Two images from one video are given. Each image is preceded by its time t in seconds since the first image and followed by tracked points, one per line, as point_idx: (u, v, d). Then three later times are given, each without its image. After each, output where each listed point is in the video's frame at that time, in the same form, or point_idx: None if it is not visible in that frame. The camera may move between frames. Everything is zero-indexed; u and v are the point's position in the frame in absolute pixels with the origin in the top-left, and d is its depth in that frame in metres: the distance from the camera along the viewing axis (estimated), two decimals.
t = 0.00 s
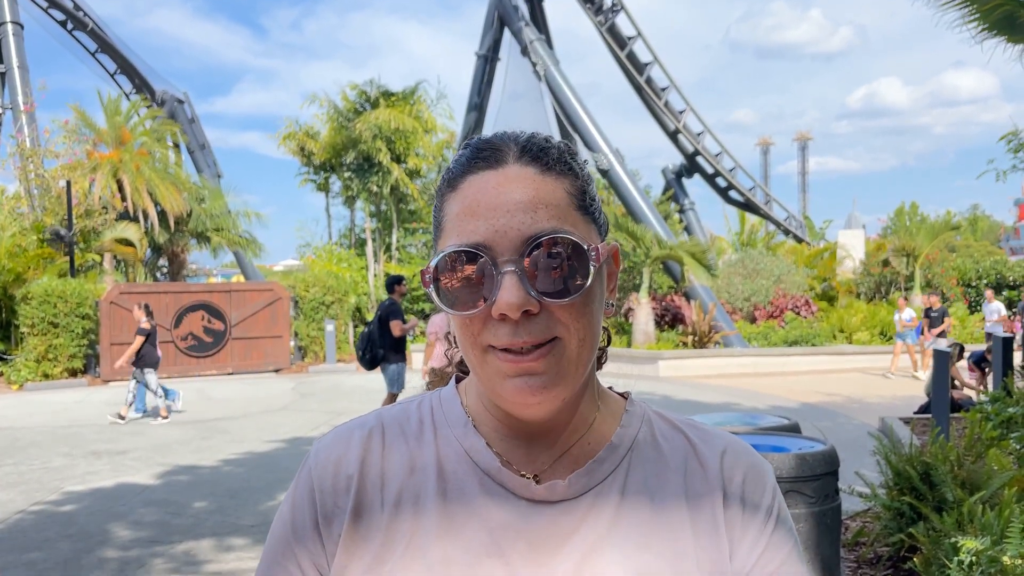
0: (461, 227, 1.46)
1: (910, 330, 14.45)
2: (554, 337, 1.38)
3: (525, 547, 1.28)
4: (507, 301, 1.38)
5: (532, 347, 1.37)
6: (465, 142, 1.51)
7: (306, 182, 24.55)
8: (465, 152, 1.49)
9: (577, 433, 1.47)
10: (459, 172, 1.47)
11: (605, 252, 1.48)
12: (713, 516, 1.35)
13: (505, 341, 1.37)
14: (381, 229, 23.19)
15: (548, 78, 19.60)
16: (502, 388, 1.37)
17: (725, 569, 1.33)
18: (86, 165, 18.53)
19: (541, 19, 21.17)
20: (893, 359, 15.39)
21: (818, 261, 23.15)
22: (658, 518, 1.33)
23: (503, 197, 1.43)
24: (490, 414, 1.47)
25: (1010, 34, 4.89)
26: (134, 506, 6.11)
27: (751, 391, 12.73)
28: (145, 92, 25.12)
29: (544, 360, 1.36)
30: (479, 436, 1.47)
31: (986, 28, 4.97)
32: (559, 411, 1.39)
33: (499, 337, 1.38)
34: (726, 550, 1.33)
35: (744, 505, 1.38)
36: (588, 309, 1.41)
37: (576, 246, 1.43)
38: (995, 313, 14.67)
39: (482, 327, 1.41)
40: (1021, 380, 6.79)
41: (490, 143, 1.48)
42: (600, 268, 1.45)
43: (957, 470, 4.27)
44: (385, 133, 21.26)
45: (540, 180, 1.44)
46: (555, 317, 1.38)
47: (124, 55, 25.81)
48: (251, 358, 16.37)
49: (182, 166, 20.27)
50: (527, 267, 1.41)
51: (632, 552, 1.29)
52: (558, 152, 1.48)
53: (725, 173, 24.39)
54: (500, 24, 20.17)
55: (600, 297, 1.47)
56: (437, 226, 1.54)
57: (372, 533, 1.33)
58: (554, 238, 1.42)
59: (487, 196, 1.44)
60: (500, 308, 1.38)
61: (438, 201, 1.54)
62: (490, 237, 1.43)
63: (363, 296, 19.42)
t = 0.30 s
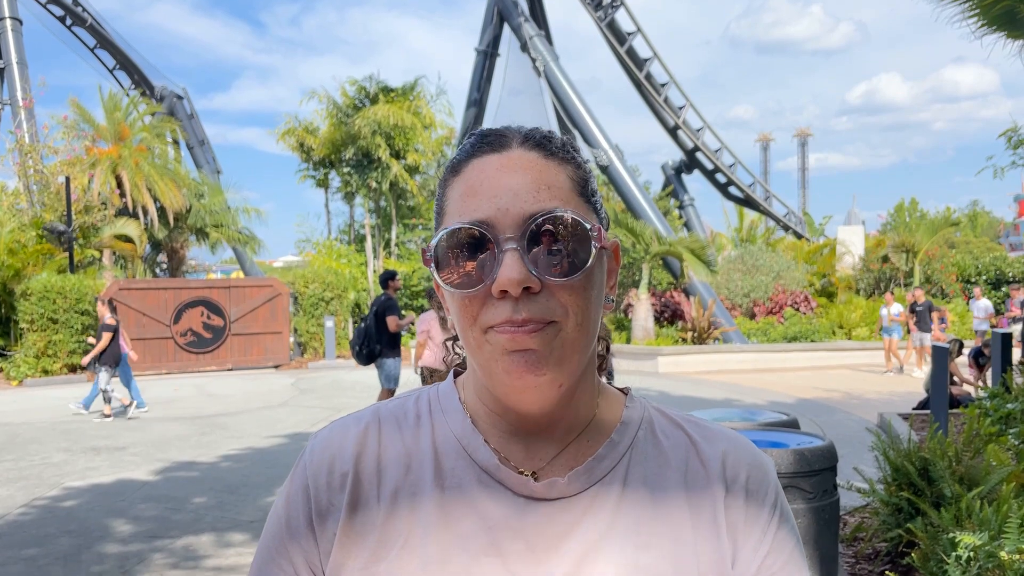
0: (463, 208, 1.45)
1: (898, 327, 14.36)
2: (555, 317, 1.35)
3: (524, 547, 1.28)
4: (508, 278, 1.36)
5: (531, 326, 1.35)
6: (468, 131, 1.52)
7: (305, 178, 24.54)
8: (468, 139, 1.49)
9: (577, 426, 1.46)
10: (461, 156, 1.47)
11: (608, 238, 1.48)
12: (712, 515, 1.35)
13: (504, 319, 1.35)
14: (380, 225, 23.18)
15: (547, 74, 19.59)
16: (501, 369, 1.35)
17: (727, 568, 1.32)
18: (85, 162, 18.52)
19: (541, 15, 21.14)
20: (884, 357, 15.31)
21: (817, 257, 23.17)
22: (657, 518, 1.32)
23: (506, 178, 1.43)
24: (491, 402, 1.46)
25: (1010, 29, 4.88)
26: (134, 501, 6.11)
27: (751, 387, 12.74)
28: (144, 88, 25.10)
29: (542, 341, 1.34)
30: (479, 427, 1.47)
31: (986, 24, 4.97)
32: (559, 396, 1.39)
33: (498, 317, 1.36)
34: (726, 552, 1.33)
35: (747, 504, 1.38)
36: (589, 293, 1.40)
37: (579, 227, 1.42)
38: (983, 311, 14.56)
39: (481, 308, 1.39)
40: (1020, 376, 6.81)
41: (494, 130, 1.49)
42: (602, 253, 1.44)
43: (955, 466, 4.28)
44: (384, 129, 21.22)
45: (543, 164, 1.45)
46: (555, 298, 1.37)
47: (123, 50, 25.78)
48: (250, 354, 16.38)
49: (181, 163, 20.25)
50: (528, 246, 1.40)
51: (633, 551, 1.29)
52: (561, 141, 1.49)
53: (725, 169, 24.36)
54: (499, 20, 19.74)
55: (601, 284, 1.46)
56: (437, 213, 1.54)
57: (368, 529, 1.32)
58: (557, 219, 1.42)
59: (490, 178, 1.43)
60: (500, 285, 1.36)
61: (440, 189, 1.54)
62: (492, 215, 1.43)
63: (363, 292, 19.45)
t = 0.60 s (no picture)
0: (462, 188, 1.46)
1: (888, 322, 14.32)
2: (554, 297, 1.35)
3: (522, 542, 1.28)
4: (506, 253, 1.35)
5: (530, 306, 1.34)
6: (468, 122, 1.54)
7: (304, 173, 24.52)
8: (467, 128, 1.52)
9: (575, 419, 1.46)
10: (461, 143, 1.49)
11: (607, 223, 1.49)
12: (712, 512, 1.34)
13: (503, 297, 1.34)
14: (379, 220, 23.18)
15: (546, 69, 19.56)
16: (499, 349, 1.34)
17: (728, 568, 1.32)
18: (84, 156, 18.50)
19: (540, 9, 21.09)
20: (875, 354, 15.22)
21: (816, 252, 23.18)
22: (657, 515, 1.32)
23: (505, 161, 1.44)
24: (489, 392, 1.45)
25: (1010, 23, 4.87)
26: (133, 496, 6.12)
27: (750, 382, 12.75)
28: (143, 82, 25.05)
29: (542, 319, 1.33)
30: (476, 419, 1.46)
31: (985, 18, 4.96)
32: (558, 382, 1.37)
33: (496, 295, 1.35)
34: (725, 551, 1.32)
35: (749, 505, 1.37)
36: (587, 272, 1.39)
37: (578, 207, 1.43)
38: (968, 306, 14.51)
39: (479, 288, 1.38)
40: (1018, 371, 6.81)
41: (495, 120, 1.51)
42: (600, 235, 1.45)
43: (954, 461, 4.27)
44: (383, 124, 21.19)
45: (541, 149, 1.47)
46: (554, 277, 1.36)
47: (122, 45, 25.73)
48: (250, 349, 16.36)
49: (180, 157, 20.22)
50: (526, 222, 1.39)
51: (631, 547, 1.28)
52: (559, 132, 1.52)
53: (725, 164, 24.34)
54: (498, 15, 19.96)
55: (598, 269, 1.46)
56: (434, 201, 1.55)
57: (365, 524, 1.32)
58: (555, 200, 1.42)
59: (489, 160, 1.45)
60: (498, 261, 1.35)
61: (439, 178, 1.55)
62: (490, 193, 1.43)
63: (362, 287, 19.45)
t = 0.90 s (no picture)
0: (452, 195, 1.45)
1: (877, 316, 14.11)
2: (557, 303, 1.34)
3: (527, 544, 1.28)
4: (506, 264, 1.34)
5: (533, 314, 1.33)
6: (451, 120, 1.52)
7: (303, 168, 24.49)
8: (452, 128, 1.49)
9: (579, 418, 1.46)
10: (448, 146, 1.47)
11: (601, 219, 1.49)
12: (719, 513, 1.34)
13: (505, 307, 1.34)
14: (378, 215, 23.20)
15: (546, 64, 19.50)
16: (504, 357, 1.33)
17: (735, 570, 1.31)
18: (83, 151, 18.49)
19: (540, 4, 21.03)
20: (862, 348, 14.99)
21: (816, 247, 23.19)
22: (664, 517, 1.31)
23: (493, 164, 1.42)
24: (492, 395, 1.45)
25: (1010, 18, 4.86)
26: (133, 490, 6.13)
27: (749, 377, 12.76)
28: (142, 77, 24.98)
29: (545, 329, 1.32)
30: (479, 421, 1.46)
31: (985, 13, 4.95)
32: (562, 385, 1.37)
33: (499, 305, 1.34)
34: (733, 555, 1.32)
35: (755, 505, 1.36)
36: (586, 272, 1.39)
37: (573, 208, 1.43)
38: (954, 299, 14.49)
39: (478, 297, 1.37)
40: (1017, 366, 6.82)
41: (477, 117, 1.49)
42: (596, 233, 1.44)
43: (953, 455, 4.28)
44: (382, 118, 21.16)
45: (530, 147, 1.45)
46: (555, 281, 1.35)
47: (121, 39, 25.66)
48: (250, 343, 16.35)
49: (179, 152, 20.20)
50: (521, 229, 1.38)
51: (637, 549, 1.28)
52: (545, 126, 1.50)
53: (724, 159, 24.31)
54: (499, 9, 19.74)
55: (596, 268, 1.45)
56: (424, 204, 1.53)
57: (369, 524, 1.32)
58: (547, 202, 1.41)
59: (477, 163, 1.43)
60: (499, 272, 1.35)
61: (425, 179, 1.53)
62: (482, 201, 1.42)
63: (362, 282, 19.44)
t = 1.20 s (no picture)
0: (454, 192, 1.43)
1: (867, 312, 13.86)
2: (562, 302, 1.33)
3: (528, 546, 1.27)
4: (510, 265, 1.34)
5: (537, 315, 1.33)
6: (452, 112, 1.49)
7: (302, 162, 24.45)
8: (452, 120, 1.47)
9: (581, 416, 1.45)
10: (448, 139, 1.45)
11: (606, 215, 1.48)
12: (722, 512, 1.33)
13: (509, 308, 1.33)
14: (378, 209, 23.22)
15: (546, 57, 19.40)
16: (506, 357, 1.33)
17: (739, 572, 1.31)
18: (81, 145, 18.47)
19: None
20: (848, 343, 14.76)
21: (815, 242, 23.22)
22: (666, 517, 1.31)
23: (496, 159, 1.40)
24: (493, 392, 1.44)
25: (1011, 11, 4.84)
26: (133, 484, 6.13)
27: (749, 371, 12.76)
28: (140, 71, 24.90)
29: (550, 328, 1.31)
30: (479, 419, 1.45)
31: (985, 7, 4.94)
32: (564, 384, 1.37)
33: (502, 304, 1.34)
34: (736, 554, 1.31)
35: (759, 504, 1.36)
36: (591, 271, 1.38)
37: (577, 205, 1.42)
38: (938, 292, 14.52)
39: (481, 297, 1.37)
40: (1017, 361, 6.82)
41: (477, 109, 1.47)
42: (600, 230, 1.43)
43: (952, 449, 4.28)
44: (382, 112, 21.12)
45: (535, 141, 1.43)
46: (559, 281, 1.35)
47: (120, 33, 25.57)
48: (249, 338, 16.34)
49: (178, 146, 20.19)
50: (525, 228, 1.38)
51: (638, 548, 1.28)
52: (549, 118, 1.48)
53: (724, 153, 24.29)
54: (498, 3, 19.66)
55: (600, 264, 1.45)
56: (424, 199, 1.51)
57: (367, 523, 1.32)
58: (550, 197, 1.40)
59: (479, 159, 1.41)
60: (502, 273, 1.34)
61: (425, 173, 1.51)
62: (485, 199, 1.40)
63: (362, 276, 19.45)
